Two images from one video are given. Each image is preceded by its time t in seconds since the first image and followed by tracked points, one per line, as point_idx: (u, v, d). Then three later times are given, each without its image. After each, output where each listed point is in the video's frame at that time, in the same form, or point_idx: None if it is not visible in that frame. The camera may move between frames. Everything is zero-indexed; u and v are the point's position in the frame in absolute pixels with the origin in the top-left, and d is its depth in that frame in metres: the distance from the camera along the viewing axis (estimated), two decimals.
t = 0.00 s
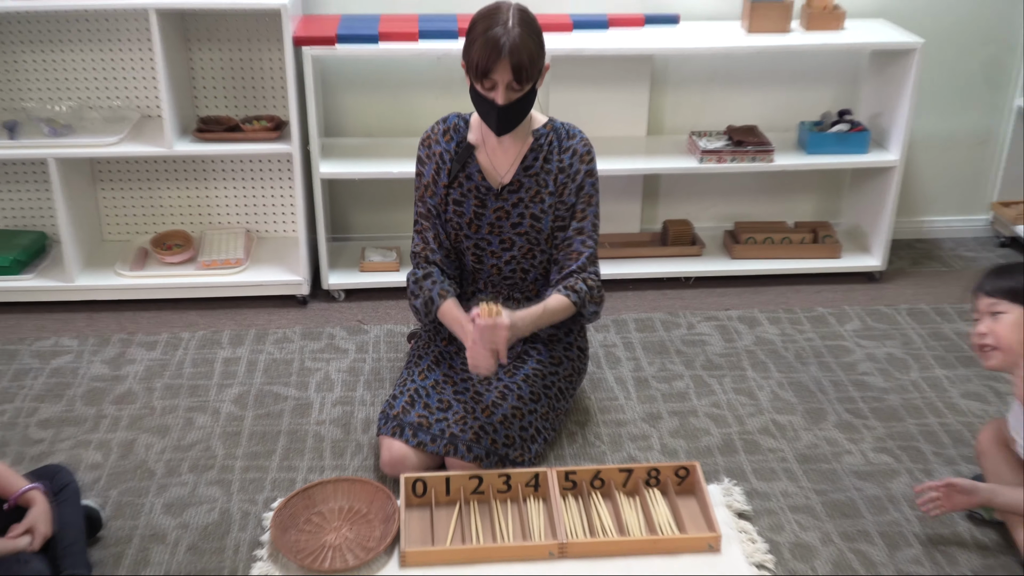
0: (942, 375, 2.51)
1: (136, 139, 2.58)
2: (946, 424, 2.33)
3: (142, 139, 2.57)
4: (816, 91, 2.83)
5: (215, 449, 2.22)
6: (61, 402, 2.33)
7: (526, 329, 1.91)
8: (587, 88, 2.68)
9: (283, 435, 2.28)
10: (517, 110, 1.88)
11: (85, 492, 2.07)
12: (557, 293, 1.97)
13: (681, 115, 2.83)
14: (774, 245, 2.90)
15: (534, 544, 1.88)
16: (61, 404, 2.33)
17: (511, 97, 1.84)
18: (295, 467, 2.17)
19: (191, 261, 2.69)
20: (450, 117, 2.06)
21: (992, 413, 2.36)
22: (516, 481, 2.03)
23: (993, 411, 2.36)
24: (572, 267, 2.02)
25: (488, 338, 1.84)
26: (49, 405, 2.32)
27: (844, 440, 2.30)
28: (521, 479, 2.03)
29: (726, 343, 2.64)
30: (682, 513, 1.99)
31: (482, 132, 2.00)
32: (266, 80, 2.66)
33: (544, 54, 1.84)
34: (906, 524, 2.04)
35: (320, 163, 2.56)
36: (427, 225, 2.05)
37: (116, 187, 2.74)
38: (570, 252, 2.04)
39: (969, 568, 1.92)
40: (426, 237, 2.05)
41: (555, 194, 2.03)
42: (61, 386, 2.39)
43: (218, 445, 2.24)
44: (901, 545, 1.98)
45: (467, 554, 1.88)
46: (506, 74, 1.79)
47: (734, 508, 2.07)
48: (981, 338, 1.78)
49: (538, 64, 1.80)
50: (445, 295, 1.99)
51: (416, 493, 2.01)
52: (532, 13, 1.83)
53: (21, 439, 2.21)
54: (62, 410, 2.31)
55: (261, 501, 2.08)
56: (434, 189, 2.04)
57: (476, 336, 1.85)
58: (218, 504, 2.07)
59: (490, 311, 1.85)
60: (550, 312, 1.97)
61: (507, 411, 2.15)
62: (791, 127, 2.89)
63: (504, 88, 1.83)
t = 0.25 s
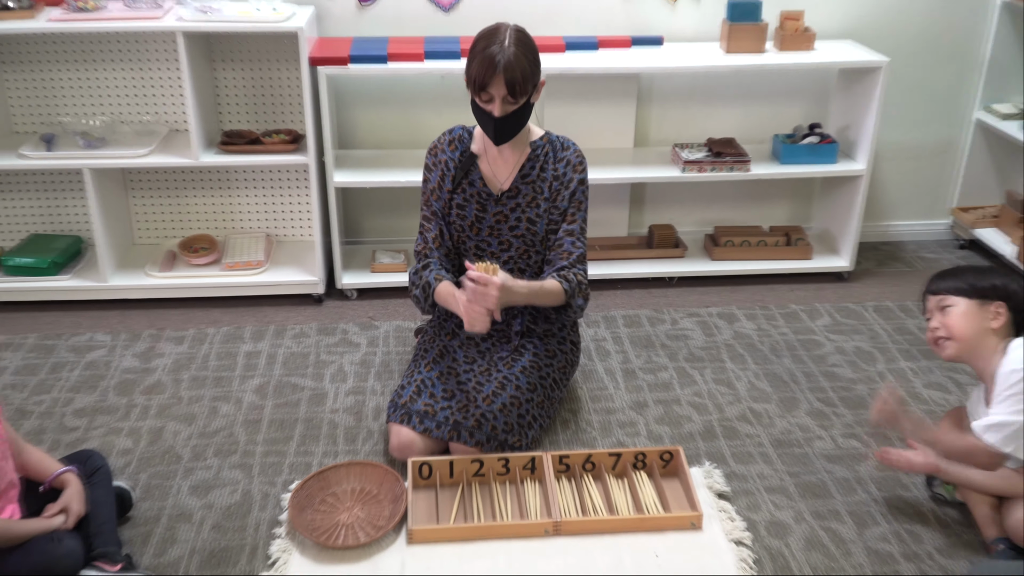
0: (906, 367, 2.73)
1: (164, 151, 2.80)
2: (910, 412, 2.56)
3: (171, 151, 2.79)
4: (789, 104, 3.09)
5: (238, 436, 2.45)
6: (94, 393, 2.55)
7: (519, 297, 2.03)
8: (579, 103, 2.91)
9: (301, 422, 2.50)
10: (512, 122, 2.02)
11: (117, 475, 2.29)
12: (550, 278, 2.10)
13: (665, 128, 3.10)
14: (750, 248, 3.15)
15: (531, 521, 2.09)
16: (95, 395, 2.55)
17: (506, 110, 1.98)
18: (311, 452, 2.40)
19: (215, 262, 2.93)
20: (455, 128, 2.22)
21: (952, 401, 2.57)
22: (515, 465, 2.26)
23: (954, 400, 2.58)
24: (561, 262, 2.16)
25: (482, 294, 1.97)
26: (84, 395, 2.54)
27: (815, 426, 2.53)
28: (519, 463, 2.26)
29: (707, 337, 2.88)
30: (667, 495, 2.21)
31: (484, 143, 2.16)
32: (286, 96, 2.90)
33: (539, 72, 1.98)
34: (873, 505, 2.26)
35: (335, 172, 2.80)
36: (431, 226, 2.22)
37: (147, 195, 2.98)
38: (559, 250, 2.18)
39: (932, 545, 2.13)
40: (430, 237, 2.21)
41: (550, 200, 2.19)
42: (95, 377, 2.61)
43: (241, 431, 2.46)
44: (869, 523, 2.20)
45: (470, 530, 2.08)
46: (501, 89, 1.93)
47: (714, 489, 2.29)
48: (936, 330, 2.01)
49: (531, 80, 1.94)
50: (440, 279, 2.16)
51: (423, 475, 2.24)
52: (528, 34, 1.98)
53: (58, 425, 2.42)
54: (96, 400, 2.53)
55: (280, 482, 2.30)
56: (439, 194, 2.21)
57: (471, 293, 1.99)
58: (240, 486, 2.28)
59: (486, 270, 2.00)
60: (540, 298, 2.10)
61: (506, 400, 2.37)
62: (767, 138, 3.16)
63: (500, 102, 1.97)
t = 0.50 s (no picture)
0: (880, 361, 2.86)
1: (186, 159, 2.99)
2: (886, 404, 2.64)
3: (192, 159, 2.98)
4: (770, 116, 3.31)
5: (254, 426, 2.56)
6: (120, 386, 2.70)
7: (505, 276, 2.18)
8: (574, 115, 3.13)
9: (313, 413, 2.63)
10: (504, 129, 2.19)
11: (141, 463, 2.40)
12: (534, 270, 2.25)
13: (655, 138, 3.30)
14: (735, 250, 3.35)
15: (530, 506, 2.12)
16: (120, 387, 2.70)
17: (498, 116, 2.16)
18: (323, 441, 2.51)
19: (233, 263, 3.14)
20: (461, 137, 2.40)
21: (925, 394, 2.68)
22: (515, 453, 2.31)
23: (927, 392, 2.69)
24: (550, 258, 2.31)
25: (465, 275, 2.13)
26: (109, 388, 2.69)
27: (798, 418, 2.59)
28: (519, 451, 2.31)
29: (695, 333, 3.03)
30: (658, 481, 2.25)
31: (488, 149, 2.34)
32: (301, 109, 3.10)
33: (537, 88, 2.14)
34: (852, 493, 2.29)
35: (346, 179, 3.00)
36: (436, 229, 2.40)
37: (170, 201, 3.21)
38: (550, 249, 2.32)
39: (908, 530, 2.16)
40: (434, 239, 2.40)
41: (546, 205, 2.36)
42: (120, 371, 2.77)
43: (257, 422, 2.58)
44: (848, 509, 2.23)
45: (473, 516, 2.12)
46: (495, 96, 2.11)
47: (702, 476, 2.32)
48: (902, 331, 2.10)
49: (524, 93, 2.10)
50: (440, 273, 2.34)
51: (428, 464, 2.29)
52: (537, 52, 2.13)
53: (85, 417, 2.56)
54: (121, 392, 2.68)
55: (294, 470, 2.39)
56: (445, 198, 2.39)
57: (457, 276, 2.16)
58: (256, 473, 2.38)
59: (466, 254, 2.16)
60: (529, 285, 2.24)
61: (506, 393, 2.47)
62: (750, 148, 3.37)
63: (493, 108, 2.15)
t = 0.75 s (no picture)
0: (872, 360, 2.91)
1: (194, 162, 3.07)
2: (875, 401, 2.68)
3: (200, 162, 3.06)
4: (762, 121, 3.40)
5: (261, 422, 2.57)
6: (128, 383, 2.74)
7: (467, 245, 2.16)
8: (572, 118, 3.22)
9: (317, 410, 2.63)
10: (504, 137, 2.25)
11: (149, 459, 2.41)
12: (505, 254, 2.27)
13: (651, 141, 3.39)
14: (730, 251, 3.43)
15: (530, 502, 2.13)
16: (128, 385, 2.73)
17: (500, 124, 2.22)
18: (327, 437, 2.51)
19: (240, 264, 3.23)
20: (466, 138, 2.49)
21: (915, 391, 2.73)
22: (514, 450, 2.31)
23: (916, 389, 2.73)
24: (532, 249, 2.34)
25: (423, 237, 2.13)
26: (118, 386, 2.72)
27: (790, 414, 2.63)
28: (519, 448, 2.31)
29: (691, 332, 3.08)
30: (655, 477, 2.28)
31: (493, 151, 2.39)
32: (306, 115, 3.19)
33: (541, 101, 2.20)
34: (843, 486, 2.32)
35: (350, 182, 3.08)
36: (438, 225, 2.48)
37: (178, 203, 3.32)
38: (534, 244, 2.36)
39: (898, 524, 2.18)
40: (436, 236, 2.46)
41: (543, 206, 2.40)
42: (128, 369, 2.81)
43: (264, 418, 2.59)
44: (839, 503, 2.26)
45: (473, 511, 2.12)
46: (497, 105, 2.17)
47: (697, 471, 2.35)
48: (898, 321, 2.13)
49: (526, 104, 2.16)
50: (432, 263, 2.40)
51: (429, 460, 2.30)
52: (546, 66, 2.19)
53: (94, 413, 2.58)
54: (129, 389, 2.71)
55: (299, 466, 2.39)
56: (447, 197, 2.48)
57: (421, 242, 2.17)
58: (262, 469, 2.38)
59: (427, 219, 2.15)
60: (496, 264, 2.24)
61: (506, 391, 2.47)
62: (744, 152, 3.46)
63: (496, 116, 2.21)
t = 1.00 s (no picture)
0: (870, 359, 2.92)
1: (195, 162, 3.08)
2: (874, 400, 2.70)
3: (200, 162, 3.07)
4: (761, 122, 3.41)
5: (261, 422, 2.58)
6: (130, 383, 2.74)
7: (464, 239, 2.20)
8: (572, 119, 3.24)
9: (318, 410, 2.64)
10: (509, 143, 2.27)
11: (149, 459, 2.41)
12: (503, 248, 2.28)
13: (650, 142, 3.40)
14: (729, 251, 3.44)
15: (529, 502, 2.14)
16: (129, 384, 2.74)
17: (504, 133, 2.24)
18: (328, 437, 2.52)
19: (241, 264, 3.25)
20: (469, 138, 2.51)
21: (913, 391, 2.74)
22: (514, 449, 2.32)
23: (913, 389, 2.74)
24: (531, 245, 2.35)
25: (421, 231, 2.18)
26: (119, 385, 2.73)
27: (788, 414, 2.64)
28: (518, 447, 2.32)
29: (690, 332, 3.09)
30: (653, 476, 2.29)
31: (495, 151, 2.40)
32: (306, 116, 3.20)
33: (543, 105, 2.21)
34: (842, 485, 2.33)
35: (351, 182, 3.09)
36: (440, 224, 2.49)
37: (178, 203, 3.33)
38: (533, 242, 2.37)
39: (896, 523, 2.19)
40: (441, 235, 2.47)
41: (544, 205, 2.42)
42: (129, 368, 2.81)
43: (264, 418, 2.60)
44: (838, 503, 2.27)
45: (472, 510, 2.13)
46: (501, 114, 2.18)
47: (696, 471, 2.36)
48: (897, 320, 2.14)
49: (529, 111, 2.17)
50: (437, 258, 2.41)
51: (429, 459, 2.30)
52: (544, 68, 2.19)
53: (95, 413, 2.59)
54: (130, 389, 2.71)
55: (299, 466, 2.40)
56: (451, 195, 2.49)
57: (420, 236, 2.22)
58: (263, 469, 2.39)
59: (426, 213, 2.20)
60: (492, 260, 2.26)
61: (506, 390, 2.48)
62: (742, 152, 3.47)
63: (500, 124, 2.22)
